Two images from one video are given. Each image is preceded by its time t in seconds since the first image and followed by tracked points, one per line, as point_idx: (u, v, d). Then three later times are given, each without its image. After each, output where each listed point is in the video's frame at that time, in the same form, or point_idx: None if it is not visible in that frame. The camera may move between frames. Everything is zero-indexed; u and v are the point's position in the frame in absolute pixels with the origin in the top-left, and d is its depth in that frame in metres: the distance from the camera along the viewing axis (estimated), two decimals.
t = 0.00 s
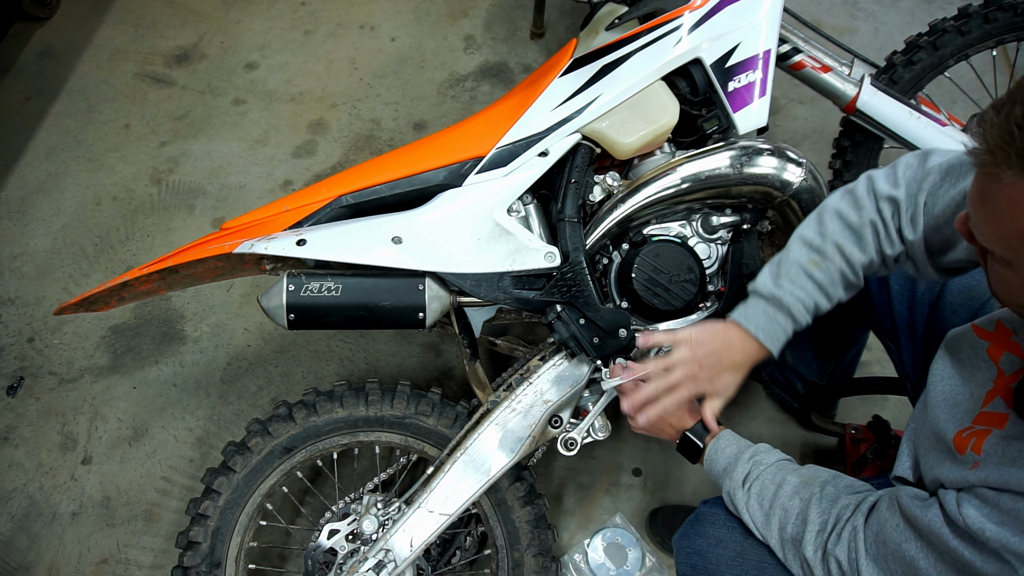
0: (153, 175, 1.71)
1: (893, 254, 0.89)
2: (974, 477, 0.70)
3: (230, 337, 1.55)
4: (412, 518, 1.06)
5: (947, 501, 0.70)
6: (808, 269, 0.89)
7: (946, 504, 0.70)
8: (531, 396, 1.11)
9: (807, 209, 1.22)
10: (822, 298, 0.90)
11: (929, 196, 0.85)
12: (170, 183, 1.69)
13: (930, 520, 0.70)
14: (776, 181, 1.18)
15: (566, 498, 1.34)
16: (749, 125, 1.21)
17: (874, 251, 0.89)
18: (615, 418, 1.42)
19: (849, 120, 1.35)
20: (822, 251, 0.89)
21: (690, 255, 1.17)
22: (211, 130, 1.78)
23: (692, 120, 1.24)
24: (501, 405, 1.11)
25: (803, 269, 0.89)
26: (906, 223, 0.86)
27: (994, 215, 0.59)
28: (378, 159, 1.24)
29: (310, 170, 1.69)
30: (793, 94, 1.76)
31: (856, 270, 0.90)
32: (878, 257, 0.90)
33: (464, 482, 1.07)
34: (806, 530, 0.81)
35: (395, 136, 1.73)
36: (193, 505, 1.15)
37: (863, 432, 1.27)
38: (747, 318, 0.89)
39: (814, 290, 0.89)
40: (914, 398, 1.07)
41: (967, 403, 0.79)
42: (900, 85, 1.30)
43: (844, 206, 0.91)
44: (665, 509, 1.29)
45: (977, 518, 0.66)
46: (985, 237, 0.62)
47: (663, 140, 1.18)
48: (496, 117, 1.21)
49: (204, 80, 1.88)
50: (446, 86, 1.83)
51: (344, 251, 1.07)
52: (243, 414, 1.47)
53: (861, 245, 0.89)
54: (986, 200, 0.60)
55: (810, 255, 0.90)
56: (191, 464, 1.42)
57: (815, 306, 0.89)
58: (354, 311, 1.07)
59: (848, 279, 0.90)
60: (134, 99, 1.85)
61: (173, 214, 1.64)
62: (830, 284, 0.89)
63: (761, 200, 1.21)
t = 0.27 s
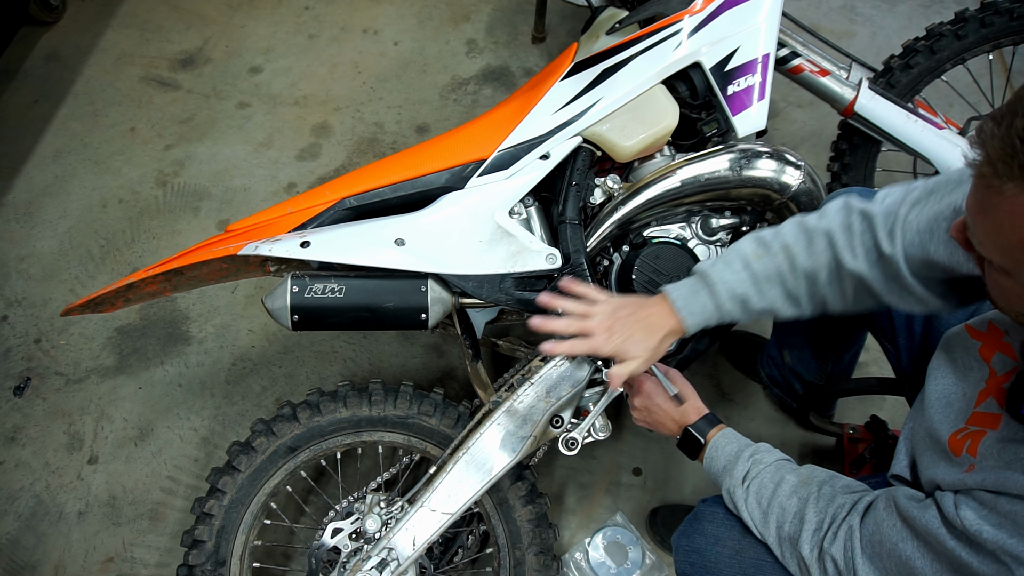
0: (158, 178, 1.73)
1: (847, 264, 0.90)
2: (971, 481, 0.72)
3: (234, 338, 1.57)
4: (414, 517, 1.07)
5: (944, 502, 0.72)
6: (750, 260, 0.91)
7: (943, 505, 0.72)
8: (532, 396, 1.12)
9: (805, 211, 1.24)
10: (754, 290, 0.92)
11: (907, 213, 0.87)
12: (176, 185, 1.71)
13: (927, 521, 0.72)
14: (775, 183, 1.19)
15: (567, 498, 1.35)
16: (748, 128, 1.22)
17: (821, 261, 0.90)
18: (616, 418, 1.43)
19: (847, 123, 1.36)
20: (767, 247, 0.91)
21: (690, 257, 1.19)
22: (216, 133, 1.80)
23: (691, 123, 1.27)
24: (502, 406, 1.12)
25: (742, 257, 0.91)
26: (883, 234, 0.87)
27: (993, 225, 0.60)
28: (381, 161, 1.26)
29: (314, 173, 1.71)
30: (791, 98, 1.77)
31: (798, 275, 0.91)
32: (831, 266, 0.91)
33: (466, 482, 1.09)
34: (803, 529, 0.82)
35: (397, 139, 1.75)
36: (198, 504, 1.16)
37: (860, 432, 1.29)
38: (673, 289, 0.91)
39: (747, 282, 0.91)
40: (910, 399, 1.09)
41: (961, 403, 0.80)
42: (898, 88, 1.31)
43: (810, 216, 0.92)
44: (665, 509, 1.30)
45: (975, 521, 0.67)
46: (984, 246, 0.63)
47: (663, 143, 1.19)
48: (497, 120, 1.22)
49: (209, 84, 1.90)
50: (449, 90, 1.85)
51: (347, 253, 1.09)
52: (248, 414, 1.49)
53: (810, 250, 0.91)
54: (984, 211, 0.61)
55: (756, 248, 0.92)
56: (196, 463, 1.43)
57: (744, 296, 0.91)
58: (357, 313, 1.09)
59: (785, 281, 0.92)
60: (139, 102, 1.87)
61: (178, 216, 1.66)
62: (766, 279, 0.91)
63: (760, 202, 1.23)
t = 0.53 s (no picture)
0: (164, 180, 1.74)
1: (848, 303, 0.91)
2: (968, 485, 0.73)
3: (239, 339, 1.59)
4: (417, 516, 1.09)
5: (942, 506, 0.73)
6: (753, 321, 0.93)
7: (941, 509, 0.73)
8: (534, 396, 1.14)
9: (803, 214, 1.26)
10: (766, 351, 0.93)
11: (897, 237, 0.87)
12: (181, 188, 1.73)
13: (925, 525, 0.73)
14: (774, 185, 1.21)
15: (568, 497, 1.37)
16: (746, 131, 1.23)
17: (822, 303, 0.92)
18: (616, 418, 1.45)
19: (845, 127, 1.38)
20: (767, 304, 0.93)
21: (689, 259, 1.20)
22: (221, 137, 1.82)
23: (690, 126, 1.27)
24: (504, 406, 1.13)
25: (746, 320, 0.93)
26: (877, 265, 0.87)
27: (985, 228, 0.61)
28: (384, 164, 1.28)
29: (317, 176, 1.72)
30: (791, 101, 1.79)
31: (804, 322, 0.93)
32: (833, 305, 0.92)
33: (468, 481, 1.10)
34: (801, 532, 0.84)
35: (400, 143, 1.76)
36: (203, 504, 1.17)
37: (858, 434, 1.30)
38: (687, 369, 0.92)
39: (755, 342, 0.92)
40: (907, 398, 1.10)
41: (956, 407, 0.81)
42: (895, 92, 1.33)
43: (795, 256, 0.94)
44: (666, 508, 1.31)
45: (973, 527, 0.69)
46: (977, 250, 0.64)
47: (663, 145, 1.21)
48: (499, 123, 1.24)
49: (213, 87, 1.92)
50: (451, 93, 1.86)
51: (351, 255, 1.10)
52: (252, 414, 1.50)
53: (810, 296, 0.92)
54: (977, 213, 0.62)
55: (755, 307, 0.93)
56: (201, 463, 1.45)
57: (756, 357, 0.92)
58: (360, 314, 1.10)
59: (792, 330, 0.93)
60: (145, 106, 1.89)
61: (183, 218, 1.68)
62: (774, 335, 0.93)
63: (760, 204, 1.24)
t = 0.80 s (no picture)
0: (164, 181, 1.75)
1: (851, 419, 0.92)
2: (951, 412, 0.72)
3: (239, 339, 1.59)
4: (417, 516, 1.09)
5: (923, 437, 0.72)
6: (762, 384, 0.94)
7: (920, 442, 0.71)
8: (534, 396, 1.14)
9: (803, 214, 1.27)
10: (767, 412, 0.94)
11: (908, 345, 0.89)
12: (181, 188, 1.73)
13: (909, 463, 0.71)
14: (774, 185, 1.21)
15: (568, 497, 1.37)
16: (747, 132, 1.23)
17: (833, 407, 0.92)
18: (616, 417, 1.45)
19: (845, 127, 1.38)
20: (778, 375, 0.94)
21: (689, 259, 1.20)
22: (221, 137, 1.82)
23: (690, 126, 1.27)
24: (505, 406, 1.13)
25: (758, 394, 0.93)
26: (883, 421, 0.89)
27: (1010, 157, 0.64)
28: (385, 164, 1.27)
29: (318, 176, 1.72)
30: (791, 101, 1.79)
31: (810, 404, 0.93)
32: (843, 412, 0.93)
33: (468, 481, 1.10)
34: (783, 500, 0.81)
35: (400, 143, 1.77)
36: (203, 504, 1.17)
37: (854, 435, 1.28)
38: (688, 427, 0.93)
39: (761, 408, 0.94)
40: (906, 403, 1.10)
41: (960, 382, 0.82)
42: (895, 92, 1.33)
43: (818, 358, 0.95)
44: (666, 508, 1.32)
45: (961, 449, 0.66)
46: (999, 183, 0.66)
47: (663, 146, 1.21)
48: (500, 124, 1.24)
49: (214, 87, 1.92)
50: (451, 94, 1.86)
51: (351, 255, 1.10)
52: (252, 414, 1.50)
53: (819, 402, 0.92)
54: (999, 145, 0.64)
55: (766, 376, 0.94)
56: (202, 463, 1.45)
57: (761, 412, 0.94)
58: (360, 314, 1.10)
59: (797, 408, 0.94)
60: (145, 106, 1.89)
61: (184, 218, 1.68)
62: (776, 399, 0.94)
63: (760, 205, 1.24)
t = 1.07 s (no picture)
0: (164, 181, 1.75)
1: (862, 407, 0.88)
2: (985, 418, 0.70)
3: (239, 339, 1.59)
4: (417, 516, 1.09)
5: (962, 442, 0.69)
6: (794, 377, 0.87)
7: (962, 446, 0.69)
8: (534, 396, 1.14)
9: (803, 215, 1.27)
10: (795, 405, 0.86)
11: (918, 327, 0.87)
12: (181, 188, 1.73)
13: (964, 475, 0.67)
14: (774, 185, 1.21)
15: (568, 497, 1.37)
16: (747, 132, 1.23)
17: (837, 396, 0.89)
18: (616, 417, 1.45)
19: (845, 127, 1.38)
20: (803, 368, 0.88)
21: (689, 259, 1.20)
22: (221, 137, 1.82)
23: (691, 126, 1.27)
24: (504, 406, 1.14)
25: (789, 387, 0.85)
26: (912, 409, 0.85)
27: None
28: (385, 164, 1.28)
29: (318, 176, 1.73)
30: (791, 101, 1.79)
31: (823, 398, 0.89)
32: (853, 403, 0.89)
33: (468, 481, 1.10)
34: (823, 512, 0.76)
35: (400, 143, 1.77)
36: (204, 504, 1.17)
37: (853, 436, 1.26)
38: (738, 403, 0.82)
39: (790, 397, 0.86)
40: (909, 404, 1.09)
41: (979, 383, 0.80)
42: (895, 92, 1.34)
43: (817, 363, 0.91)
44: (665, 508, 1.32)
45: (1005, 456, 0.63)
46: None
47: (663, 146, 1.21)
48: (500, 124, 1.24)
49: (214, 87, 1.92)
50: (451, 94, 1.86)
51: (351, 255, 1.10)
52: (252, 414, 1.50)
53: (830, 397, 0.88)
54: None
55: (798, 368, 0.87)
56: (202, 463, 1.45)
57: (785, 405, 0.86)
58: (360, 314, 1.10)
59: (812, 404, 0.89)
60: (145, 106, 1.89)
61: (184, 219, 1.68)
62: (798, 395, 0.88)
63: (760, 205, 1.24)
